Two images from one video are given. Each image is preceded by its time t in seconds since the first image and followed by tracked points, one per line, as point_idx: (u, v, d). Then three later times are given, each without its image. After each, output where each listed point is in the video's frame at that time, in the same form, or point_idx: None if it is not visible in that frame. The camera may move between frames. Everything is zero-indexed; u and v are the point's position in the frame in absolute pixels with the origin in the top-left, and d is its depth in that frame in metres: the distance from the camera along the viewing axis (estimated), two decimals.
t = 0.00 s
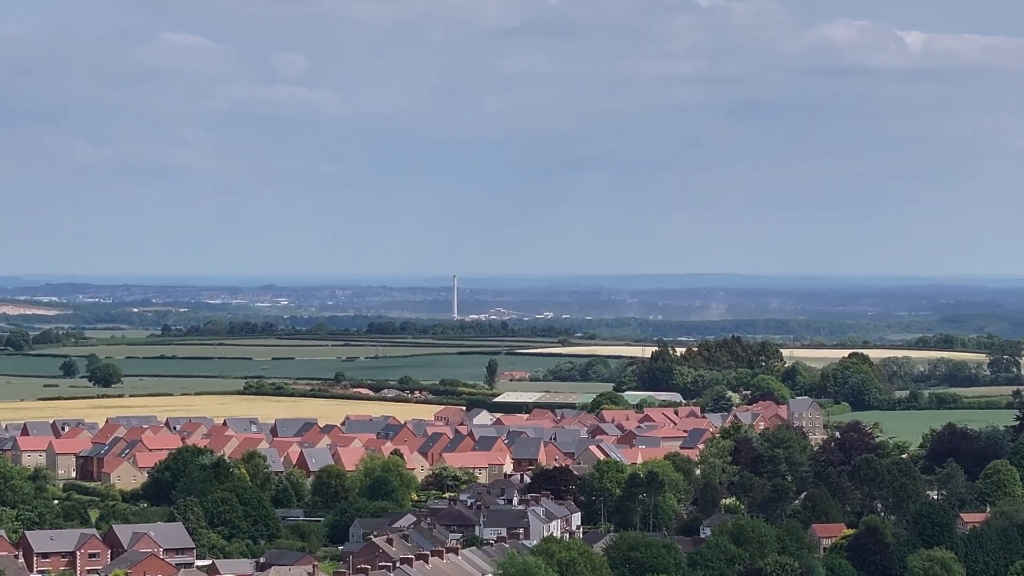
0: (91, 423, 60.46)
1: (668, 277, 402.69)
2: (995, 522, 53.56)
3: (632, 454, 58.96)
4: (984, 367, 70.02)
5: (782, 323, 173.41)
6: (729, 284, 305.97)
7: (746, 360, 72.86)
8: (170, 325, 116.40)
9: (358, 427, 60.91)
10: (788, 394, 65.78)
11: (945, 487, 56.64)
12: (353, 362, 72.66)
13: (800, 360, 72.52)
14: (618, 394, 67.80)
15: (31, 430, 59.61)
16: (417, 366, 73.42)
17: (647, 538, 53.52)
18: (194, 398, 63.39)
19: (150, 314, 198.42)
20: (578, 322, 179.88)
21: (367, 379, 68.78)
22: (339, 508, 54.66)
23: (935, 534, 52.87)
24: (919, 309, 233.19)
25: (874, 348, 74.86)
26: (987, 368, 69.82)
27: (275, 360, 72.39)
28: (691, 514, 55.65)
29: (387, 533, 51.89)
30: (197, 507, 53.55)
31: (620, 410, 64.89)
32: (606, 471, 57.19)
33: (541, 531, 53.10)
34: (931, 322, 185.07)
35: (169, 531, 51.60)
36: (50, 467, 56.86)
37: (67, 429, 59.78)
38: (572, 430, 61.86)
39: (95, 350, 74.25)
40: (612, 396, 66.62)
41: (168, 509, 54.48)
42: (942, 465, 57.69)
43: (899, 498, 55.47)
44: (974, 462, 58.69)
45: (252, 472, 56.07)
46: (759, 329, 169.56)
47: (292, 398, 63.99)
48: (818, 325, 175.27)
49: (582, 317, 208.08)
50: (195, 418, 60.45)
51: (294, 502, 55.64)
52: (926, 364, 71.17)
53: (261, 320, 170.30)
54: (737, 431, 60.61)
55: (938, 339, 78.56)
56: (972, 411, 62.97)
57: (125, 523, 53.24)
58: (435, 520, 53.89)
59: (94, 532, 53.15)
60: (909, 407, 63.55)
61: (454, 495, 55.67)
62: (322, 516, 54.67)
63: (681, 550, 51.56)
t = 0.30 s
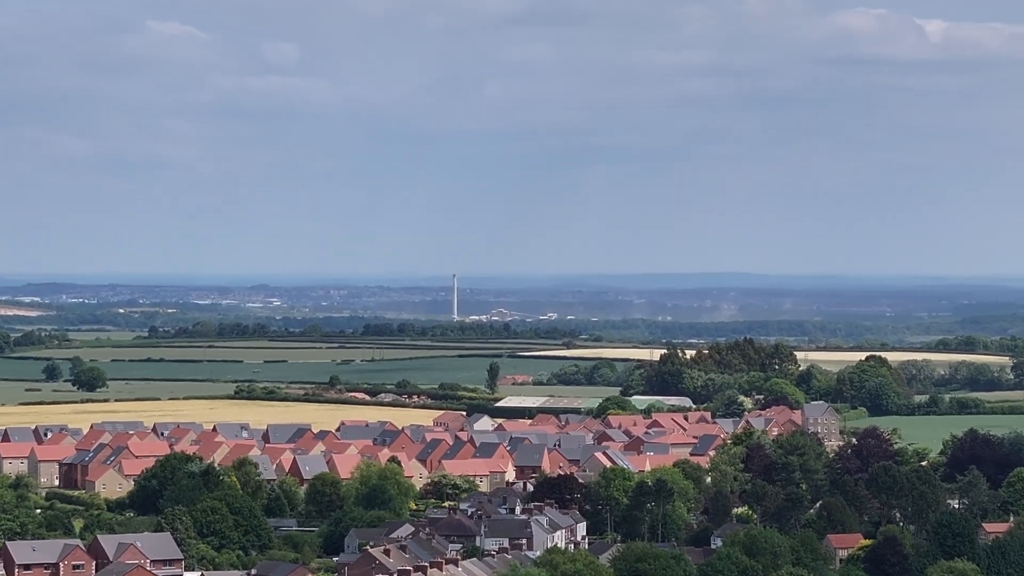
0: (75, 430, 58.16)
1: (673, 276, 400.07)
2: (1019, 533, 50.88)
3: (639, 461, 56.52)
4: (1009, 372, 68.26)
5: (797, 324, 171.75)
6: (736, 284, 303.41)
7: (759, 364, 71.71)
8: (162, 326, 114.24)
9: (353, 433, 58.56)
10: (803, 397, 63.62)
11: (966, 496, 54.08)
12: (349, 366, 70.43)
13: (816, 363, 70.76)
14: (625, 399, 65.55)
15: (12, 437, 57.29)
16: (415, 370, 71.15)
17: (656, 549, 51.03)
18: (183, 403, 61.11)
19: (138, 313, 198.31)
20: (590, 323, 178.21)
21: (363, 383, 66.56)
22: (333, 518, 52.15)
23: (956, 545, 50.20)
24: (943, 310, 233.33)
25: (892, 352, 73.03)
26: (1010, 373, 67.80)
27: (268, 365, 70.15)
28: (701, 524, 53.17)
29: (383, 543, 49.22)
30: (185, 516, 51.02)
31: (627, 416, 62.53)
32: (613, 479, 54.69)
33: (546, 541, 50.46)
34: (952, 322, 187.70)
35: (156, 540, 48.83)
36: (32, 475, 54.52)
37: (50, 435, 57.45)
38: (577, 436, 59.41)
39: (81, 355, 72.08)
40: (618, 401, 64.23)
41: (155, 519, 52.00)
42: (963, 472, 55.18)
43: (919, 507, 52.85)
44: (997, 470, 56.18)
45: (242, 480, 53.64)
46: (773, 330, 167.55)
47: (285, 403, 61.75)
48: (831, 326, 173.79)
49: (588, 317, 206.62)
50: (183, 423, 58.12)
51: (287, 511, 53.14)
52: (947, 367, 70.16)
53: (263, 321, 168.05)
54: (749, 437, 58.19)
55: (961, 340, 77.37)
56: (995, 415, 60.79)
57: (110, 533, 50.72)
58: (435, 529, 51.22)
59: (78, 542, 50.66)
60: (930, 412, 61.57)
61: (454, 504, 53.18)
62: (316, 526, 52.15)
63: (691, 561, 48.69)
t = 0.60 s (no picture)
0: (58, 435, 55.95)
1: (679, 277, 397.39)
2: None
3: (647, 468, 54.19)
4: None
5: (813, 325, 169.73)
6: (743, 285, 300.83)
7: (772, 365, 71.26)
8: (156, 329, 112.16)
9: (348, 439, 56.28)
10: (818, 403, 62.60)
11: (989, 505, 51.60)
12: (343, 370, 68.35)
13: (831, 366, 69.95)
14: (631, 403, 63.41)
15: None
16: (412, 374, 69.06)
17: (665, 560, 48.58)
18: (171, 408, 58.99)
19: (121, 314, 197.25)
20: (602, 324, 176.18)
21: (358, 387, 64.54)
22: (327, 527, 49.72)
23: (978, 557, 47.39)
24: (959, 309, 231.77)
25: (909, 354, 72.36)
26: None
27: (260, 369, 68.08)
28: (711, 534, 50.78)
29: (378, 554, 46.69)
30: (173, 525, 48.50)
31: (634, 421, 60.31)
32: (620, 487, 52.32)
33: (549, 552, 47.99)
34: (972, 322, 188.03)
35: (144, 551, 46.24)
36: (13, 483, 52.31)
37: (32, 441, 55.22)
38: (582, 441, 57.11)
39: (67, 359, 70.03)
40: (625, 405, 61.92)
41: (141, 529, 49.58)
42: (985, 480, 52.76)
43: (939, 516, 50.30)
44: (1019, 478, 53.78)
45: (232, 488, 51.30)
46: (787, 331, 165.18)
47: (276, 407, 59.68)
48: (847, 326, 172.29)
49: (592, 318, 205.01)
50: (171, 428, 55.93)
51: (279, 520, 50.73)
52: (967, 370, 69.95)
53: (265, 323, 165.85)
54: (761, 443, 55.86)
55: (982, 340, 77.31)
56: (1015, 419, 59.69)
57: (94, 543, 48.20)
58: (433, 540, 48.69)
59: (61, 553, 48.18)
60: (948, 417, 60.50)
61: (453, 513, 50.79)
62: (309, 536, 49.71)
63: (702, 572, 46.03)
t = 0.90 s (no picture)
0: (39, 442, 53.69)
1: (688, 277, 394.78)
2: None
3: (656, 477, 51.76)
4: None
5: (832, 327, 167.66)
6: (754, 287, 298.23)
7: (788, 369, 71.84)
8: (146, 332, 110.32)
9: (342, 446, 53.92)
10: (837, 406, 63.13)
11: (1015, 515, 48.96)
12: (339, 377, 66.32)
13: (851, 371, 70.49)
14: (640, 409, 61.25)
15: None
16: (411, 379, 66.96)
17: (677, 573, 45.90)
18: (158, 414, 56.85)
19: (104, 314, 197.90)
20: (615, 325, 173.95)
21: (352, 393, 62.58)
22: (320, 538, 47.08)
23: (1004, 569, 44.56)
24: (972, 310, 230.03)
25: (931, 359, 72.90)
26: None
27: (252, 376, 66.03)
28: (723, 546, 48.23)
29: (371, 566, 44.01)
30: (158, 536, 45.72)
31: (642, 427, 58.04)
32: (628, 496, 49.84)
33: (554, 564, 45.34)
34: (995, 322, 190.64)
35: (125, 561, 43.43)
36: None
37: (12, 449, 52.90)
38: (588, 449, 54.77)
39: (54, 366, 68.02)
40: (633, 411, 59.62)
41: (125, 541, 46.93)
42: (1011, 489, 50.20)
43: (962, 526, 47.62)
44: None
45: (221, 498, 48.81)
46: (802, 333, 162.88)
47: (267, 414, 57.63)
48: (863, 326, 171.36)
49: (598, 318, 208.49)
50: (157, 436, 53.67)
51: (269, 531, 48.11)
52: (993, 375, 70.53)
53: (269, 327, 163.76)
54: (776, 451, 53.47)
55: (1006, 344, 77.75)
56: None
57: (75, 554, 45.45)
58: (431, 551, 45.97)
59: (40, 564, 45.44)
60: (971, 423, 60.79)
61: (453, 524, 48.23)
62: (301, 548, 47.05)
63: None
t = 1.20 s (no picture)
0: (25, 447, 52.15)
1: (696, 277, 392.99)
2: None
3: (663, 484, 50.11)
4: None
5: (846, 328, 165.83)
6: (763, 287, 295.91)
7: (797, 372, 70.83)
8: (138, 332, 108.88)
9: (338, 451, 52.33)
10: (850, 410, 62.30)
11: None
12: (334, 382, 64.85)
13: (864, 373, 69.72)
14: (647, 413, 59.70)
15: None
16: (409, 381, 65.44)
17: None
18: (147, 419, 55.36)
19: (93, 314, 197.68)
20: (624, 326, 172.11)
21: (348, 395, 61.20)
22: (315, 546, 45.25)
23: None
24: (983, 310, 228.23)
25: (946, 361, 72.16)
26: None
27: (245, 381, 64.56)
28: (732, 554, 46.46)
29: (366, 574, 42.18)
30: (149, 544, 43.72)
31: (648, 431, 56.42)
32: (634, 503, 48.13)
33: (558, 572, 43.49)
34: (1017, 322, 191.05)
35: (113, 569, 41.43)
36: None
37: None
38: (591, 454, 53.15)
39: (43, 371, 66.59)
40: (640, 414, 58.02)
41: (113, 549, 45.12)
42: None
43: (980, 534, 45.76)
44: None
45: (213, 504, 47.14)
46: (813, 334, 161.06)
47: (261, 418, 56.22)
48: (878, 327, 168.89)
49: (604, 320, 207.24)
50: (146, 441, 52.14)
51: (263, 540, 46.34)
52: (1010, 377, 69.50)
53: (266, 329, 162.26)
54: (786, 456, 51.84)
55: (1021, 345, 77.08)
56: None
57: (62, 563, 43.62)
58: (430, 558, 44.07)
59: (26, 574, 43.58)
60: (989, 427, 60.03)
61: (452, 531, 46.51)
62: (295, 556, 45.21)
63: None
